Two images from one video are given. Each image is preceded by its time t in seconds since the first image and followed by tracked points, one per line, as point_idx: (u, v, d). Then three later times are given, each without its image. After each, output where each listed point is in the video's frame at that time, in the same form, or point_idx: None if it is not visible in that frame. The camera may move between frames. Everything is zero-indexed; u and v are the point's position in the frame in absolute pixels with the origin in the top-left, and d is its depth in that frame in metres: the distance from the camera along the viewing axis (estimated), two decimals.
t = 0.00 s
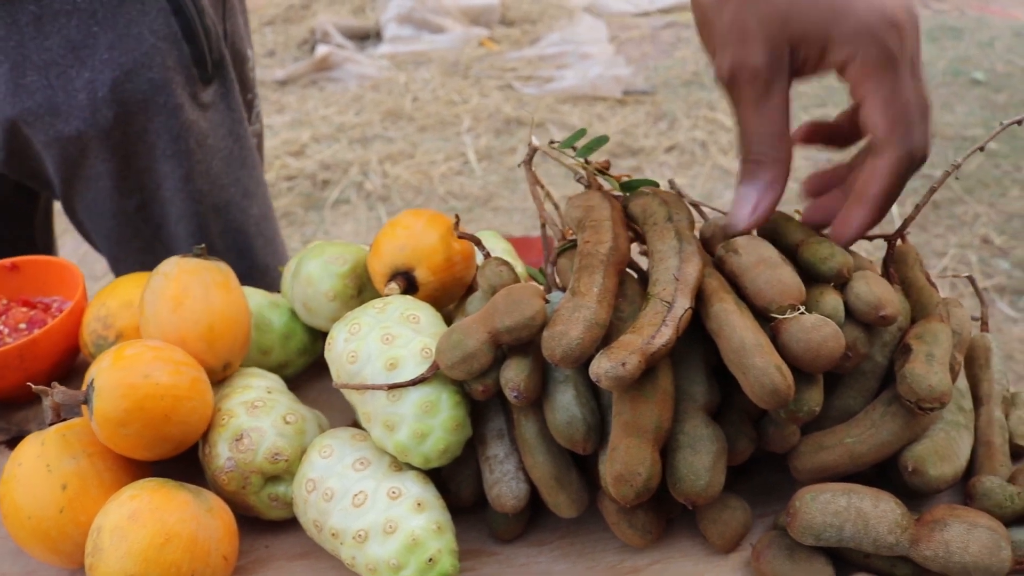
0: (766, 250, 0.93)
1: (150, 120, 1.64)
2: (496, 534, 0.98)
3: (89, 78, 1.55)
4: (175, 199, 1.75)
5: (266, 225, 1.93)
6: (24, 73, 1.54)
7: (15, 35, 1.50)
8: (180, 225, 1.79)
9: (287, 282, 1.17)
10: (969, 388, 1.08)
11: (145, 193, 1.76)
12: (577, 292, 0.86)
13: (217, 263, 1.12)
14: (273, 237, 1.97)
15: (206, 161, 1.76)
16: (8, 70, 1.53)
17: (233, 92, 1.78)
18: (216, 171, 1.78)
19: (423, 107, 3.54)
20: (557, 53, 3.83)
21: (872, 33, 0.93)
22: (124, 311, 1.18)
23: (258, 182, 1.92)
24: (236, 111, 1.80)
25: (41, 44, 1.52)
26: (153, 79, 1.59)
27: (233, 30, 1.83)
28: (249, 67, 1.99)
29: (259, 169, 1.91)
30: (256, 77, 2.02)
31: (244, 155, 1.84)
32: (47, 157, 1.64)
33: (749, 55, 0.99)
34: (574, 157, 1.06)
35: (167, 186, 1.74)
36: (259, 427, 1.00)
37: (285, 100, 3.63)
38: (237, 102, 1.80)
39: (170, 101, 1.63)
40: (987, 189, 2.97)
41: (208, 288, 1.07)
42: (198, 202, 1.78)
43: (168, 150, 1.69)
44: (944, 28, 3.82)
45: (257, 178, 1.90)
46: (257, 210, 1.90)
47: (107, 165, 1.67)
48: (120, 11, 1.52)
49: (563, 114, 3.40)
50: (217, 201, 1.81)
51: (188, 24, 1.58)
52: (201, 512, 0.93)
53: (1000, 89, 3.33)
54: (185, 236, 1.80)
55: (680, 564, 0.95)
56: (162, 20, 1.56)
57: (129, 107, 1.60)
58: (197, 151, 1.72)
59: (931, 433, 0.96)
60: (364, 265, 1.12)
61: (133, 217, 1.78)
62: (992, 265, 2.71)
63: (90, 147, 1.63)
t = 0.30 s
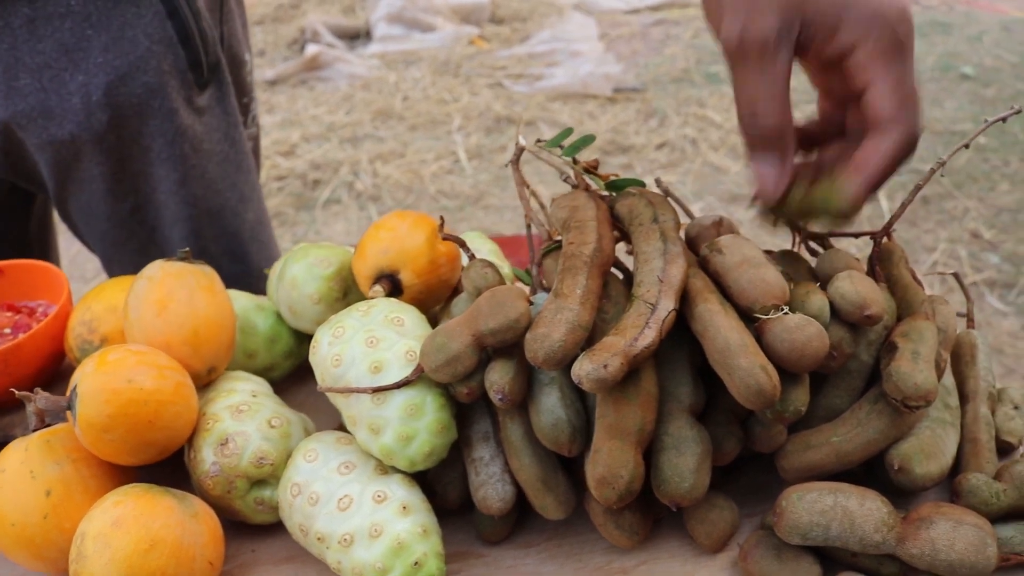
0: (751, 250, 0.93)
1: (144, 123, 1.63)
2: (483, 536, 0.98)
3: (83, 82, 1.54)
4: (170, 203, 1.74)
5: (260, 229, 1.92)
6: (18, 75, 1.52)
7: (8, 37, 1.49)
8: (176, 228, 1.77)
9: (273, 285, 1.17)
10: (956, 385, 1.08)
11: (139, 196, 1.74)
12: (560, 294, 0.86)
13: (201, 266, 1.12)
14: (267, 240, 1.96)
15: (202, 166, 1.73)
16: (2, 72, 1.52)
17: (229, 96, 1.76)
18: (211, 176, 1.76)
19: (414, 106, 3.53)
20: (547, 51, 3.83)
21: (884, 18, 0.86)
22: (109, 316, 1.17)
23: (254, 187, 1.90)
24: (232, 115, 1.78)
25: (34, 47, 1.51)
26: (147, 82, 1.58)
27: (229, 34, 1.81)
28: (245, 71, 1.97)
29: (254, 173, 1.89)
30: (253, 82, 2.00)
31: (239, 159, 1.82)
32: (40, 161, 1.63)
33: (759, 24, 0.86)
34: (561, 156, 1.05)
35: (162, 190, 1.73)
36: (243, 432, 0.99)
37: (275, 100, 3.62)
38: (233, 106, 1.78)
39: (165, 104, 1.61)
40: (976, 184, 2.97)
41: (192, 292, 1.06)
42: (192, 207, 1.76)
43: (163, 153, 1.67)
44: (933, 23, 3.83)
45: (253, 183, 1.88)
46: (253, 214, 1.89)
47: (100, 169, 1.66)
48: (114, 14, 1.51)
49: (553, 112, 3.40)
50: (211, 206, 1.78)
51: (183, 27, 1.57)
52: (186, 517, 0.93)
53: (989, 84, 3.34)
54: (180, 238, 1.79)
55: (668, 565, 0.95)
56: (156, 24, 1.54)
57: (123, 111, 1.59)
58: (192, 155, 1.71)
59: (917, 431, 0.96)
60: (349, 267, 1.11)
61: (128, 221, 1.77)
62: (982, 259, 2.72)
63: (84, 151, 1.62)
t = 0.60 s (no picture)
0: (742, 252, 0.93)
1: (134, 131, 1.62)
2: (476, 539, 0.98)
3: (72, 90, 1.53)
4: (161, 210, 1.74)
5: (251, 236, 1.92)
6: (6, 84, 1.52)
7: None
8: (167, 237, 1.78)
9: (266, 288, 1.16)
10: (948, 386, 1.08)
11: (130, 204, 1.74)
12: (552, 297, 0.86)
13: (194, 269, 1.11)
14: (259, 248, 1.97)
15: (192, 172, 1.72)
16: None
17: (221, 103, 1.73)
18: (203, 182, 1.75)
19: (408, 107, 3.52)
20: (541, 52, 3.83)
21: None
22: (102, 319, 1.17)
23: (245, 194, 1.89)
24: (223, 122, 1.75)
25: (23, 55, 1.50)
26: (137, 90, 1.56)
27: (220, 40, 1.78)
28: (237, 75, 1.95)
29: (245, 179, 1.88)
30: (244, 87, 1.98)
31: (231, 166, 1.80)
32: (30, 169, 1.63)
33: None
34: (553, 159, 1.05)
35: (154, 197, 1.72)
36: (236, 435, 0.99)
37: (269, 102, 3.61)
38: (225, 112, 1.75)
39: (155, 112, 1.60)
40: (970, 183, 2.97)
41: (185, 295, 1.06)
42: (182, 214, 1.75)
43: (153, 161, 1.67)
44: (927, 22, 3.83)
45: (243, 190, 1.87)
46: (244, 221, 1.89)
47: (90, 176, 1.66)
48: (103, 21, 1.49)
49: (548, 113, 3.40)
50: (203, 213, 1.78)
51: (173, 35, 1.54)
52: (179, 520, 0.93)
53: (983, 84, 3.34)
54: (171, 245, 1.79)
55: (661, 566, 0.95)
56: (146, 30, 1.52)
57: (113, 119, 1.58)
58: (182, 162, 1.69)
59: (909, 432, 0.97)
60: (342, 270, 1.11)
61: (118, 228, 1.77)
62: (976, 259, 2.72)
63: (73, 159, 1.62)
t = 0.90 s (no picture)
0: (735, 252, 0.93)
1: (132, 130, 1.62)
2: (469, 539, 0.98)
3: (70, 90, 1.52)
4: (160, 208, 1.76)
5: (249, 232, 1.94)
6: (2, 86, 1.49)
7: None
8: (164, 236, 1.81)
9: (260, 288, 1.16)
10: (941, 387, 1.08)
11: (127, 203, 1.76)
12: (544, 297, 0.86)
13: (188, 269, 1.11)
14: (257, 244, 1.98)
15: (190, 171, 1.74)
16: None
17: (217, 100, 1.74)
18: (201, 181, 1.76)
19: (405, 109, 3.53)
20: (537, 54, 3.83)
21: None
22: (96, 319, 1.17)
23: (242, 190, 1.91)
24: (219, 119, 1.77)
25: (18, 56, 1.47)
26: (135, 88, 1.56)
27: (214, 36, 1.78)
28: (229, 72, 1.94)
29: (243, 176, 1.89)
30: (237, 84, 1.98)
31: (228, 163, 1.82)
32: (26, 170, 1.63)
33: None
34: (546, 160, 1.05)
35: (151, 196, 1.74)
36: (229, 435, 0.99)
37: (265, 104, 3.60)
38: (221, 109, 1.77)
39: (153, 111, 1.61)
40: (965, 185, 2.98)
41: (179, 294, 1.06)
42: (182, 212, 1.78)
43: (151, 160, 1.68)
44: (923, 25, 3.84)
45: (242, 186, 1.89)
46: (241, 217, 1.90)
47: (88, 176, 1.67)
48: (101, 21, 1.48)
49: (544, 115, 3.41)
50: (202, 210, 1.80)
51: (171, 33, 1.55)
52: (172, 520, 0.92)
53: (978, 87, 3.35)
54: (170, 244, 1.82)
55: (653, 567, 0.95)
56: (143, 29, 1.52)
57: (110, 118, 1.59)
58: (180, 160, 1.71)
59: (902, 432, 0.97)
60: (335, 271, 1.11)
61: (115, 228, 1.79)
62: (971, 261, 2.73)
63: (71, 159, 1.62)
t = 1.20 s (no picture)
0: (723, 245, 0.93)
1: (88, 141, 1.58)
2: (457, 533, 0.97)
3: (22, 100, 1.49)
4: (122, 220, 1.70)
5: (217, 245, 1.85)
6: None
7: None
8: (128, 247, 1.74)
9: (248, 283, 1.16)
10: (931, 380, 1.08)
11: (90, 214, 1.69)
12: (531, 291, 0.86)
13: (175, 265, 1.11)
14: (227, 257, 1.89)
15: (151, 183, 1.68)
16: None
17: (179, 110, 1.70)
18: (162, 194, 1.71)
19: (400, 106, 3.52)
20: (533, 50, 3.82)
21: None
22: (84, 316, 1.16)
23: (210, 203, 1.83)
24: (183, 129, 1.72)
25: None
26: (88, 99, 1.53)
27: (181, 45, 1.73)
28: (204, 82, 1.90)
29: (210, 190, 1.82)
30: (211, 92, 1.92)
31: (192, 175, 1.76)
32: None
33: None
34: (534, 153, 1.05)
35: (113, 207, 1.68)
36: (217, 430, 0.99)
37: (261, 101, 3.58)
38: (184, 120, 1.72)
39: (108, 122, 1.57)
40: (961, 180, 2.97)
41: (166, 290, 1.05)
42: (143, 225, 1.72)
43: (109, 171, 1.63)
44: (918, 20, 3.84)
45: (208, 198, 1.82)
46: (208, 230, 1.82)
47: (48, 187, 1.60)
48: (50, 30, 1.46)
49: (539, 111, 3.40)
50: (164, 222, 1.74)
51: (125, 42, 1.52)
52: (158, 516, 0.92)
53: (974, 82, 3.34)
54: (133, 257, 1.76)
55: (642, 561, 0.95)
56: (95, 39, 1.50)
57: (64, 129, 1.54)
58: (140, 172, 1.66)
59: (892, 425, 0.96)
60: (324, 266, 1.11)
61: (80, 238, 1.73)
62: (966, 256, 2.73)
63: (27, 171, 1.56)
